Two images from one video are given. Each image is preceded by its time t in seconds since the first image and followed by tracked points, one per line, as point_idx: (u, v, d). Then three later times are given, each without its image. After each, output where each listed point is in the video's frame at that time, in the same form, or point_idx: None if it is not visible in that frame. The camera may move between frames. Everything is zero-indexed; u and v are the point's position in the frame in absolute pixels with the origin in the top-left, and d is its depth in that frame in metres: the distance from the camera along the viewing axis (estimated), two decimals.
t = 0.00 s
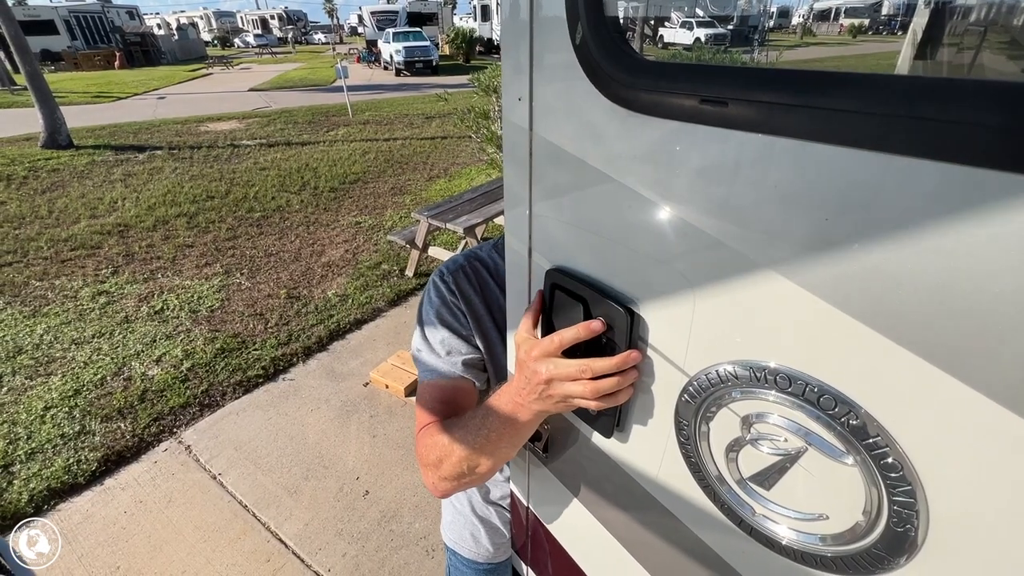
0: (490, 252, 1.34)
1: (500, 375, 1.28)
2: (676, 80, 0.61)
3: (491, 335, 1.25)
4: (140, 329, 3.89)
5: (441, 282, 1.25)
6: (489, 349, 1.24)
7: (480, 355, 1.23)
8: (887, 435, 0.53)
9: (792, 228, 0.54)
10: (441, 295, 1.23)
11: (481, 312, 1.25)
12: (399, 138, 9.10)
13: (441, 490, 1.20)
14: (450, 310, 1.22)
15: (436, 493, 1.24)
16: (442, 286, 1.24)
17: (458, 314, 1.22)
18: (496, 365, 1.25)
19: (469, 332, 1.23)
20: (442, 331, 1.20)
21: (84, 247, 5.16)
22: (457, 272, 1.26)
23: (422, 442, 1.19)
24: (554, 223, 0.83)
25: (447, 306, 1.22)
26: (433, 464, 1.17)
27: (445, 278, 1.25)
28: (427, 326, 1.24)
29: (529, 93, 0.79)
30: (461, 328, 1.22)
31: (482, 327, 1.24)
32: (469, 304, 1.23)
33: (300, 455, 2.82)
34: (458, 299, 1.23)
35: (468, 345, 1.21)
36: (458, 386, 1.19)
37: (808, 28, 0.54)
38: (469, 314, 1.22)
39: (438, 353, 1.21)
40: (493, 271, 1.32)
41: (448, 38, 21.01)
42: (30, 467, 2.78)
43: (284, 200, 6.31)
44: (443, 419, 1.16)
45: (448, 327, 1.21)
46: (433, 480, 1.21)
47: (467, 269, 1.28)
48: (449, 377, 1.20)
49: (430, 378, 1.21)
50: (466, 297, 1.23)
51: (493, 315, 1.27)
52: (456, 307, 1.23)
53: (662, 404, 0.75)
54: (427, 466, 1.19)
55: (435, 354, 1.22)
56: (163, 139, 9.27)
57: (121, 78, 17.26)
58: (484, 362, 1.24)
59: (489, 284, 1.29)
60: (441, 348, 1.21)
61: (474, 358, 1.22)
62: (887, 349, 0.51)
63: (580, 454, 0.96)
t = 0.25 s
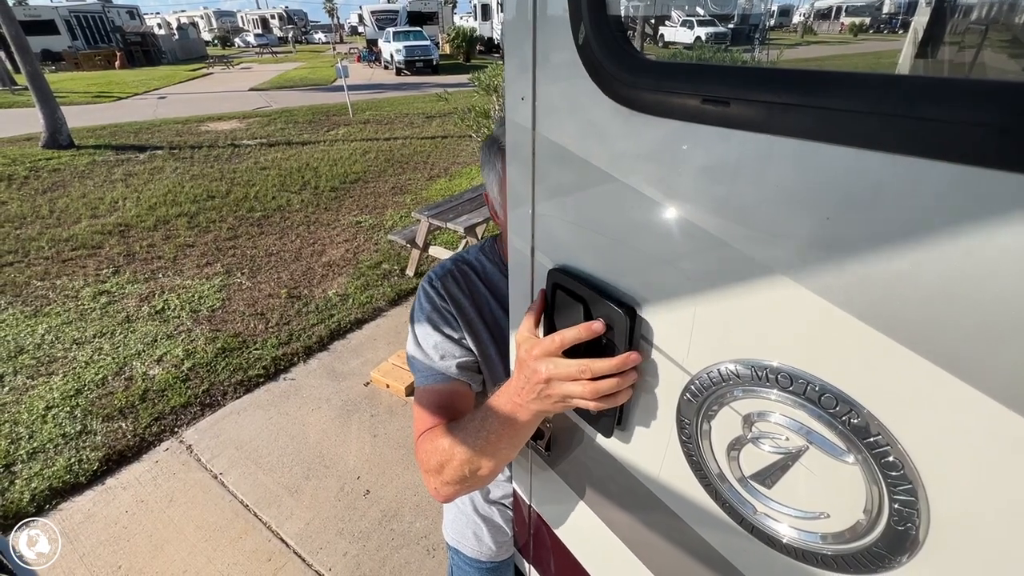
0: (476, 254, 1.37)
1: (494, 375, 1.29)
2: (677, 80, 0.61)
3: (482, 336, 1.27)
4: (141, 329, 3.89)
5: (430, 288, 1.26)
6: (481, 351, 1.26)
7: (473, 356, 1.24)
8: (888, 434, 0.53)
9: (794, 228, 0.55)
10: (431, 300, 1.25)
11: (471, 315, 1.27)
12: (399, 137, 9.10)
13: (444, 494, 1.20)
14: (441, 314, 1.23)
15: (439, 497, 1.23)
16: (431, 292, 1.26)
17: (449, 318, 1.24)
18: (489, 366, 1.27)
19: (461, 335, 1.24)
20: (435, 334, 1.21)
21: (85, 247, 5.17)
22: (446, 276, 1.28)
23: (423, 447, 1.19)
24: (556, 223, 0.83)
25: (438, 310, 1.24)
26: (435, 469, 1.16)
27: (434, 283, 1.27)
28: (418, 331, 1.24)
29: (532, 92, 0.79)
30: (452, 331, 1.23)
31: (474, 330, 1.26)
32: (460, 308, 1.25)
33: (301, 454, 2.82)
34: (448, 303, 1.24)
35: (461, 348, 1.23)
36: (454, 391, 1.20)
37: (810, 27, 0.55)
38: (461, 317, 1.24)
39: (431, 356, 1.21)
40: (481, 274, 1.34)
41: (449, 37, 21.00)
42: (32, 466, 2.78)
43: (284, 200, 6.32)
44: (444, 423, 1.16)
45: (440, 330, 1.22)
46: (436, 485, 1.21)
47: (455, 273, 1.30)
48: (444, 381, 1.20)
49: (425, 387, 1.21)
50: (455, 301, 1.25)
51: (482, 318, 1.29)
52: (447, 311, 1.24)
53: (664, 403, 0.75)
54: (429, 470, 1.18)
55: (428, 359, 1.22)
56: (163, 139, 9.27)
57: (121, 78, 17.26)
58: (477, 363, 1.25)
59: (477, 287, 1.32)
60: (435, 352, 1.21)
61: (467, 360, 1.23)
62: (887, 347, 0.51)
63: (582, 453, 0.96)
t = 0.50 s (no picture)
0: (464, 252, 1.41)
1: (486, 369, 1.31)
2: (682, 76, 0.61)
3: (472, 330, 1.29)
4: (143, 328, 3.90)
5: (419, 288, 1.30)
6: (472, 344, 1.28)
7: (465, 350, 1.26)
8: (893, 430, 0.53)
9: (800, 225, 0.55)
10: (421, 298, 1.28)
11: (461, 310, 1.30)
12: (401, 136, 9.10)
13: (443, 491, 1.19)
14: (431, 311, 1.26)
15: (437, 494, 1.23)
16: (420, 291, 1.29)
17: (439, 314, 1.26)
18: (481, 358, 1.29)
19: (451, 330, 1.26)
20: (425, 330, 1.24)
21: (87, 246, 5.17)
22: (434, 275, 1.32)
23: (421, 443, 1.18)
24: (562, 219, 0.83)
25: (428, 307, 1.27)
26: (434, 466, 1.16)
27: (423, 283, 1.31)
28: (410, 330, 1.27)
29: (537, 89, 0.79)
30: (442, 326, 1.25)
31: (464, 324, 1.28)
32: (448, 303, 1.28)
33: (303, 453, 2.82)
34: (437, 300, 1.28)
35: (453, 343, 1.25)
36: (447, 387, 1.21)
37: (812, 25, 0.55)
38: (450, 313, 1.27)
39: (424, 352, 1.23)
40: (470, 270, 1.37)
41: (450, 36, 20.98)
42: (35, 465, 2.79)
43: (286, 199, 6.32)
44: (444, 421, 1.16)
45: (430, 327, 1.24)
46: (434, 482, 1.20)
47: (444, 272, 1.34)
48: (437, 375, 1.21)
49: (420, 385, 1.22)
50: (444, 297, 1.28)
51: (472, 313, 1.32)
52: (437, 308, 1.27)
53: (668, 399, 0.75)
54: (427, 467, 1.18)
55: (421, 355, 1.24)
56: (165, 138, 9.28)
57: (123, 77, 17.27)
58: (469, 357, 1.27)
59: (467, 283, 1.35)
60: (427, 348, 1.23)
61: (459, 354, 1.25)
62: (892, 344, 0.51)
63: (586, 450, 0.96)
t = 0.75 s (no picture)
0: (459, 248, 1.43)
1: (478, 359, 1.33)
2: (684, 75, 0.61)
3: (466, 321, 1.31)
4: (146, 325, 3.91)
5: (414, 280, 1.32)
6: (465, 333, 1.30)
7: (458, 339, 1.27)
8: (893, 430, 0.53)
9: (802, 225, 0.55)
10: (416, 290, 1.30)
11: (455, 301, 1.31)
12: (403, 134, 9.11)
13: (436, 477, 1.20)
14: (426, 302, 1.28)
15: (430, 480, 1.23)
16: (415, 283, 1.31)
17: (434, 304, 1.28)
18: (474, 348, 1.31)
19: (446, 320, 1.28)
20: (420, 320, 1.25)
21: (91, 243, 5.19)
22: (430, 268, 1.35)
23: (415, 428, 1.19)
24: (565, 218, 0.83)
25: (423, 298, 1.29)
26: (429, 453, 1.16)
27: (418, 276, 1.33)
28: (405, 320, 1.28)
29: (541, 88, 0.80)
30: (436, 316, 1.27)
31: (458, 314, 1.30)
32: (443, 294, 1.30)
33: (305, 450, 2.83)
34: (432, 290, 1.30)
35: (448, 332, 1.26)
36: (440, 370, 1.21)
37: (816, 23, 0.56)
38: (445, 303, 1.28)
39: (418, 340, 1.24)
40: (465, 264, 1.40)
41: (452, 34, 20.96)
42: (39, 461, 2.80)
43: (288, 196, 6.33)
44: (439, 409, 1.16)
45: (424, 315, 1.26)
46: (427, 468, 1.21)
47: (439, 265, 1.36)
48: (430, 360, 1.21)
49: (416, 369, 1.22)
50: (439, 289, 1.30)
51: (466, 305, 1.33)
52: (432, 298, 1.29)
53: (669, 398, 0.76)
54: (422, 454, 1.18)
55: (416, 344, 1.25)
56: (168, 136, 9.30)
57: (126, 75, 17.29)
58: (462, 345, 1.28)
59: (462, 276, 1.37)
60: (422, 336, 1.24)
61: (453, 341, 1.26)
62: (894, 345, 0.51)
63: (586, 447, 0.97)
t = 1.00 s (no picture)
0: (460, 243, 1.43)
1: (481, 354, 1.32)
2: (688, 75, 0.61)
3: (469, 314, 1.31)
4: (150, 322, 3.93)
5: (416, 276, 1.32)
6: (467, 326, 1.29)
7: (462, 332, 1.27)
8: (895, 431, 0.53)
9: (805, 225, 0.55)
10: (419, 284, 1.30)
11: (458, 295, 1.31)
12: (406, 132, 9.11)
13: (438, 471, 1.20)
14: (429, 296, 1.28)
15: (431, 473, 1.23)
16: (417, 278, 1.31)
17: (437, 298, 1.29)
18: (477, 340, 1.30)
19: (449, 313, 1.28)
20: (423, 314, 1.25)
21: (95, 240, 5.21)
22: (432, 263, 1.35)
23: (418, 422, 1.19)
24: (568, 217, 0.83)
25: (426, 292, 1.29)
26: (431, 446, 1.16)
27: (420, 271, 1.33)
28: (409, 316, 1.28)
29: (545, 87, 0.79)
30: (439, 310, 1.27)
31: (461, 308, 1.30)
32: (446, 289, 1.30)
33: (307, 448, 2.84)
34: (434, 285, 1.30)
35: (450, 325, 1.26)
36: (445, 364, 1.20)
37: (820, 22, 0.55)
38: (448, 297, 1.28)
39: (422, 334, 1.23)
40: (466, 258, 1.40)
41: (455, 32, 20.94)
42: (43, 457, 2.81)
43: (291, 194, 6.34)
44: (442, 404, 1.16)
45: (427, 309, 1.26)
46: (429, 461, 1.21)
47: (441, 260, 1.36)
48: (434, 355, 1.20)
49: (419, 364, 1.21)
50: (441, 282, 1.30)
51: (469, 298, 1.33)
52: (435, 293, 1.29)
53: (670, 397, 0.76)
54: (424, 448, 1.19)
55: (420, 338, 1.24)
56: (172, 134, 9.32)
57: (130, 72, 17.33)
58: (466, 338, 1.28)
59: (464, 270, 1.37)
60: (425, 331, 1.24)
61: (457, 334, 1.25)
62: (896, 346, 0.51)
63: (588, 446, 0.96)
